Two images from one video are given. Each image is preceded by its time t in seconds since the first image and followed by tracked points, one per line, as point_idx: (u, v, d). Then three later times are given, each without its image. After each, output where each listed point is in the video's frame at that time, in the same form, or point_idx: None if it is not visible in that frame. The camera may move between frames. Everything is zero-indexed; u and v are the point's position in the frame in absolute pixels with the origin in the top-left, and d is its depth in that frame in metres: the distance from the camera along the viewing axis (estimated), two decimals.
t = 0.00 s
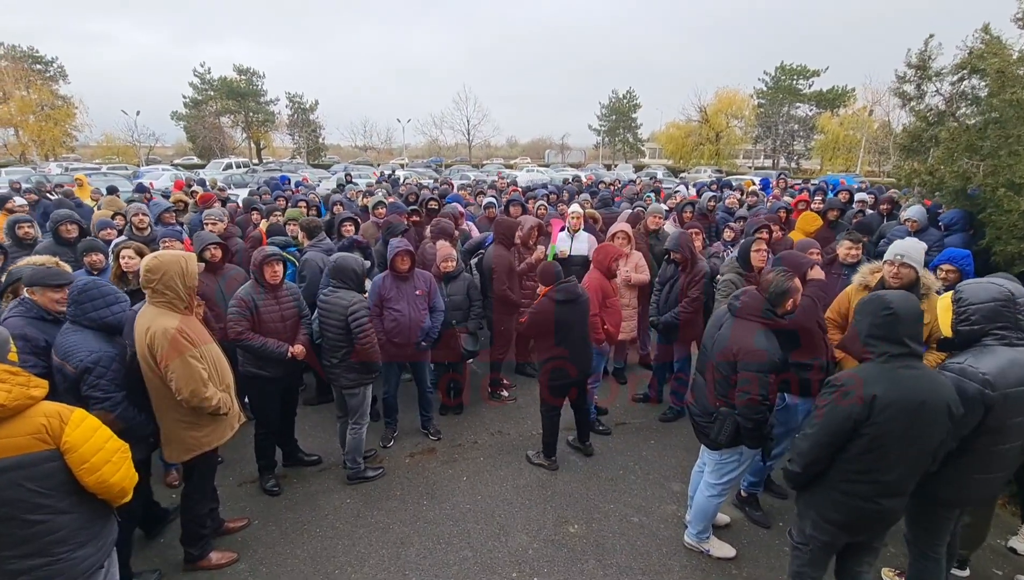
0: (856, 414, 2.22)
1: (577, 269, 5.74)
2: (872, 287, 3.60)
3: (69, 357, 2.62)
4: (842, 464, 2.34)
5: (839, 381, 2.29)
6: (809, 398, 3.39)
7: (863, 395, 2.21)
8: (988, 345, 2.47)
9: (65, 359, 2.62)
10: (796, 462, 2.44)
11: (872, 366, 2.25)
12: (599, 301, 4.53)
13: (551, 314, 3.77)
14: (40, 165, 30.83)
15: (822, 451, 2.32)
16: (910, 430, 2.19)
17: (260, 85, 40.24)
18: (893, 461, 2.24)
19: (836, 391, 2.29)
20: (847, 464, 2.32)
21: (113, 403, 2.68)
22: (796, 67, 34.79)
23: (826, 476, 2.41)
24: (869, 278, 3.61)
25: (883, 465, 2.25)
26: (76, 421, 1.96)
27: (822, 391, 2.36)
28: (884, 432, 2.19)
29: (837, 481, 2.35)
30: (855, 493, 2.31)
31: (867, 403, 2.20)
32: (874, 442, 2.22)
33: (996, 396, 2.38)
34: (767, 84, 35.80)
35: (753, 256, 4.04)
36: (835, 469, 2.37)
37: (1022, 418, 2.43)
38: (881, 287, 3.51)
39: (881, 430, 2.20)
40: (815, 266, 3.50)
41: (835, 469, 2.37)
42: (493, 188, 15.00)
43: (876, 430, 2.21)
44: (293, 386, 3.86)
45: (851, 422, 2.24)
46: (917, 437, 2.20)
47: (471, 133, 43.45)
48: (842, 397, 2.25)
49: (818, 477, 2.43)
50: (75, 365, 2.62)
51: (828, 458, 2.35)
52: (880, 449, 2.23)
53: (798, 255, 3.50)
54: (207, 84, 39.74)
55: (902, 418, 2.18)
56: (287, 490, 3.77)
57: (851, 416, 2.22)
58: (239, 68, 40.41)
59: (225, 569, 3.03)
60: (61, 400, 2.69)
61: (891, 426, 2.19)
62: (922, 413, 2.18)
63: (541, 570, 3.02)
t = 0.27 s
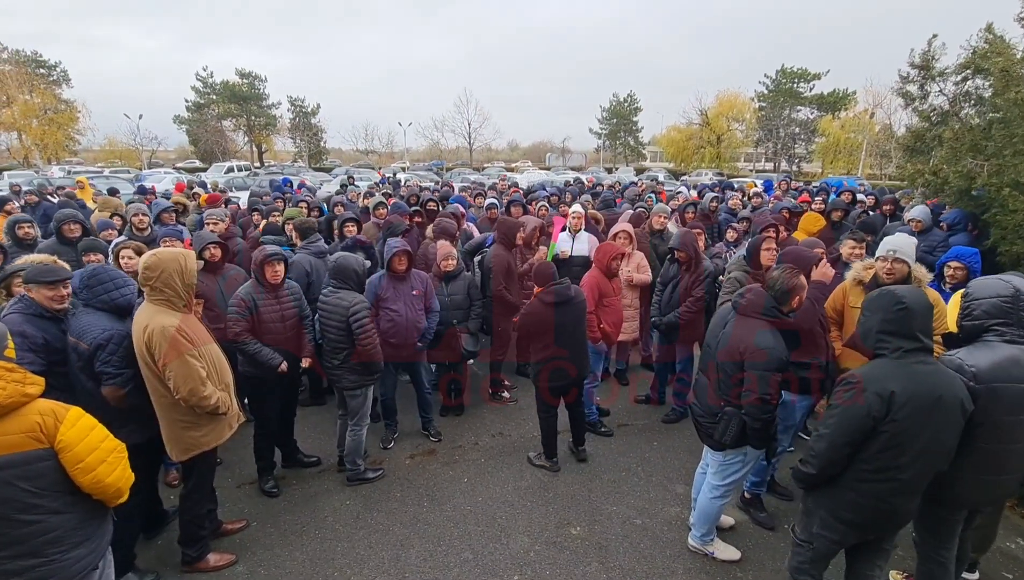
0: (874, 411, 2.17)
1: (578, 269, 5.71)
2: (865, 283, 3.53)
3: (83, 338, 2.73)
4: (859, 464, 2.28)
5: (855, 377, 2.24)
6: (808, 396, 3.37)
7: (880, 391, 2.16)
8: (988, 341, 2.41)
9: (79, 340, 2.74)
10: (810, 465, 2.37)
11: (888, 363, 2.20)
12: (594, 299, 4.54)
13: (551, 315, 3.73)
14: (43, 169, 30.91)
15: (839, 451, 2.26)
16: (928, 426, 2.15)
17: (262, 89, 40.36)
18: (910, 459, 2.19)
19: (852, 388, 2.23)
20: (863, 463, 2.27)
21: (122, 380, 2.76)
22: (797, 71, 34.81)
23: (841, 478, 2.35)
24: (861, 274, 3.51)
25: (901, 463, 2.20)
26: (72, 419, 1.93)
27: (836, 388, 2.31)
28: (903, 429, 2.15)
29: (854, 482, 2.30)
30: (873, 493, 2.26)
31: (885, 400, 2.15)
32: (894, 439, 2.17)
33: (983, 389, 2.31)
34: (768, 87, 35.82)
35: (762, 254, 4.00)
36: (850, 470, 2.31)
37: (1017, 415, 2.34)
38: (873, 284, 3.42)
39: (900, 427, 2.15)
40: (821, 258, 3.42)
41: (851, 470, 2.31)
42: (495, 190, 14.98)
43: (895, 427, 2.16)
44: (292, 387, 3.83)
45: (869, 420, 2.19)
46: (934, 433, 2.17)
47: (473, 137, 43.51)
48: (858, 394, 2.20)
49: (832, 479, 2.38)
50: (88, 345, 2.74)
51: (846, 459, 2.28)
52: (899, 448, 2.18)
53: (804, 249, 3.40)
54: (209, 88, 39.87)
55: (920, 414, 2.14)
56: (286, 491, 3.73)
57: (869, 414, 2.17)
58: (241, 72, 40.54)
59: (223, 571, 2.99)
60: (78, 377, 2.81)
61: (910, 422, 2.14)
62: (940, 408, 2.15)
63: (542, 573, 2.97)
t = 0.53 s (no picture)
0: (865, 420, 2.13)
1: (578, 271, 5.69)
2: (864, 288, 3.49)
3: (104, 323, 2.87)
4: (850, 471, 2.25)
5: (844, 385, 2.20)
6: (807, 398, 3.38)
7: (871, 401, 2.12)
8: (993, 344, 2.38)
9: (98, 327, 2.87)
10: (799, 471, 2.35)
11: (882, 370, 2.15)
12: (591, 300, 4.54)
13: (550, 316, 3.71)
14: (42, 168, 30.84)
15: (828, 459, 2.24)
16: (920, 433, 2.12)
17: (263, 90, 40.34)
18: (901, 466, 2.16)
19: (842, 397, 2.19)
20: (854, 471, 2.24)
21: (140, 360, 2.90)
22: (797, 75, 34.87)
23: (831, 484, 2.32)
24: (861, 278, 3.49)
25: (891, 471, 2.17)
26: (67, 420, 1.89)
27: (825, 395, 2.27)
28: (894, 437, 2.12)
29: (844, 488, 2.28)
30: (863, 499, 2.24)
31: (876, 409, 2.11)
32: (885, 448, 2.14)
33: (982, 393, 2.29)
34: (769, 91, 35.87)
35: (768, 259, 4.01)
36: (840, 477, 2.28)
37: (1017, 421, 2.30)
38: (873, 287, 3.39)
39: (890, 435, 2.12)
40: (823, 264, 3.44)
41: (840, 477, 2.28)
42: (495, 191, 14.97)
43: (885, 436, 2.12)
44: (290, 387, 3.81)
45: (859, 429, 2.15)
46: (926, 441, 2.14)
47: (473, 139, 43.50)
48: (848, 402, 2.17)
49: (822, 485, 2.35)
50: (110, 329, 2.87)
51: (836, 467, 2.26)
52: (889, 456, 2.15)
53: (806, 253, 3.42)
54: (210, 88, 39.85)
55: (911, 422, 2.11)
56: (283, 492, 3.69)
57: (860, 423, 2.13)
58: (242, 73, 40.53)
59: (218, 573, 2.95)
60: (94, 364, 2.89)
61: (901, 431, 2.11)
62: (930, 415, 2.12)
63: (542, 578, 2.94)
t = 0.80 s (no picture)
0: (846, 438, 2.10)
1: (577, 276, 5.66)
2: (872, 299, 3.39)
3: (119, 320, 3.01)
4: (835, 489, 2.22)
5: (824, 402, 2.17)
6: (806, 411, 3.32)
7: (851, 418, 2.09)
8: (1006, 359, 2.34)
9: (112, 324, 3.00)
10: (785, 490, 2.32)
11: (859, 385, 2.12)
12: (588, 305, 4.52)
13: (550, 322, 3.68)
14: (40, 165, 30.71)
15: (812, 478, 2.20)
16: (903, 449, 2.09)
17: (263, 89, 40.29)
18: (887, 483, 2.12)
19: (822, 415, 2.16)
20: (840, 489, 2.20)
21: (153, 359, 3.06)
22: (797, 80, 34.97)
23: (818, 502, 2.29)
24: (869, 288, 3.41)
25: (876, 489, 2.13)
26: (56, 433, 1.85)
27: (808, 412, 2.24)
28: (877, 455, 2.08)
29: (831, 506, 2.24)
30: (851, 518, 2.20)
31: (857, 427, 2.08)
32: (868, 466, 2.10)
33: (1000, 410, 2.26)
34: (768, 96, 35.96)
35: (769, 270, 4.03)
36: (826, 496, 2.25)
37: None
38: (882, 296, 3.32)
39: (874, 452, 2.08)
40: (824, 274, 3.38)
41: (827, 495, 2.25)
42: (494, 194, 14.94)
43: (868, 454, 2.09)
44: (289, 391, 3.77)
45: (842, 447, 2.12)
46: (910, 457, 2.10)
47: (473, 140, 43.49)
48: (830, 419, 2.14)
49: (809, 503, 2.32)
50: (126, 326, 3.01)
51: (821, 485, 2.22)
52: (874, 474, 2.11)
53: (806, 262, 3.35)
54: (210, 87, 39.79)
55: (894, 439, 2.07)
56: (277, 499, 3.65)
57: (842, 441, 2.10)
58: (242, 72, 40.48)
59: None
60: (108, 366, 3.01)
61: (884, 448, 2.07)
62: (913, 430, 2.08)
63: None
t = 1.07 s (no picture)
0: (840, 456, 2.06)
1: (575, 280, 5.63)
2: (886, 309, 3.32)
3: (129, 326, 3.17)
4: (830, 507, 2.18)
5: (815, 419, 2.14)
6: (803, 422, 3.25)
7: (843, 436, 2.05)
8: None
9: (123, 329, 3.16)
10: (779, 509, 2.29)
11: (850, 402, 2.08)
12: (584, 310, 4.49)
13: (547, 328, 3.64)
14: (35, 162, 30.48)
15: (806, 496, 2.16)
16: (897, 465, 2.05)
17: (260, 88, 40.14)
18: (882, 501, 2.08)
19: (814, 433, 2.12)
20: (834, 508, 2.17)
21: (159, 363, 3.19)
22: (795, 84, 35.06)
23: (815, 520, 2.25)
24: (883, 297, 3.34)
25: (872, 507, 2.09)
26: (36, 449, 1.89)
27: (800, 429, 2.20)
28: (870, 472, 2.04)
29: (828, 524, 2.20)
30: (847, 536, 2.16)
31: (849, 444, 2.04)
32: (862, 483, 2.06)
33: None
34: (766, 99, 36.03)
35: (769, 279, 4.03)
36: (822, 514, 2.21)
37: None
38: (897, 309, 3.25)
39: (867, 469, 2.04)
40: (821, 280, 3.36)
41: (822, 513, 2.21)
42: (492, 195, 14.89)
43: (862, 472, 2.05)
44: (284, 397, 3.73)
45: (835, 466, 2.08)
46: (904, 474, 2.06)
47: (471, 141, 43.42)
48: (821, 436, 2.10)
49: (806, 522, 2.28)
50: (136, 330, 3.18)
51: (815, 503, 2.19)
52: (869, 493, 2.07)
53: (802, 270, 3.34)
54: (207, 85, 39.61)
55: (887, 456, 2.03)
56: (270, 506, 3.59)
57: (836, 459, 2.06)
58: (240, 70, 40.33)
59: None
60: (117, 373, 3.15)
61: (877, 465, 2.03)
62: (906, 446, 2.04)
63: None
